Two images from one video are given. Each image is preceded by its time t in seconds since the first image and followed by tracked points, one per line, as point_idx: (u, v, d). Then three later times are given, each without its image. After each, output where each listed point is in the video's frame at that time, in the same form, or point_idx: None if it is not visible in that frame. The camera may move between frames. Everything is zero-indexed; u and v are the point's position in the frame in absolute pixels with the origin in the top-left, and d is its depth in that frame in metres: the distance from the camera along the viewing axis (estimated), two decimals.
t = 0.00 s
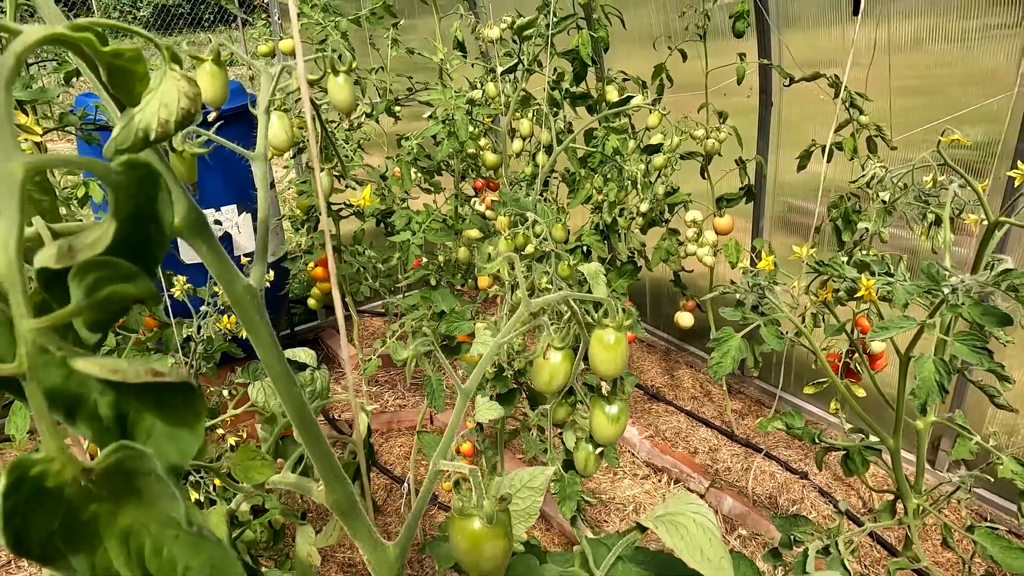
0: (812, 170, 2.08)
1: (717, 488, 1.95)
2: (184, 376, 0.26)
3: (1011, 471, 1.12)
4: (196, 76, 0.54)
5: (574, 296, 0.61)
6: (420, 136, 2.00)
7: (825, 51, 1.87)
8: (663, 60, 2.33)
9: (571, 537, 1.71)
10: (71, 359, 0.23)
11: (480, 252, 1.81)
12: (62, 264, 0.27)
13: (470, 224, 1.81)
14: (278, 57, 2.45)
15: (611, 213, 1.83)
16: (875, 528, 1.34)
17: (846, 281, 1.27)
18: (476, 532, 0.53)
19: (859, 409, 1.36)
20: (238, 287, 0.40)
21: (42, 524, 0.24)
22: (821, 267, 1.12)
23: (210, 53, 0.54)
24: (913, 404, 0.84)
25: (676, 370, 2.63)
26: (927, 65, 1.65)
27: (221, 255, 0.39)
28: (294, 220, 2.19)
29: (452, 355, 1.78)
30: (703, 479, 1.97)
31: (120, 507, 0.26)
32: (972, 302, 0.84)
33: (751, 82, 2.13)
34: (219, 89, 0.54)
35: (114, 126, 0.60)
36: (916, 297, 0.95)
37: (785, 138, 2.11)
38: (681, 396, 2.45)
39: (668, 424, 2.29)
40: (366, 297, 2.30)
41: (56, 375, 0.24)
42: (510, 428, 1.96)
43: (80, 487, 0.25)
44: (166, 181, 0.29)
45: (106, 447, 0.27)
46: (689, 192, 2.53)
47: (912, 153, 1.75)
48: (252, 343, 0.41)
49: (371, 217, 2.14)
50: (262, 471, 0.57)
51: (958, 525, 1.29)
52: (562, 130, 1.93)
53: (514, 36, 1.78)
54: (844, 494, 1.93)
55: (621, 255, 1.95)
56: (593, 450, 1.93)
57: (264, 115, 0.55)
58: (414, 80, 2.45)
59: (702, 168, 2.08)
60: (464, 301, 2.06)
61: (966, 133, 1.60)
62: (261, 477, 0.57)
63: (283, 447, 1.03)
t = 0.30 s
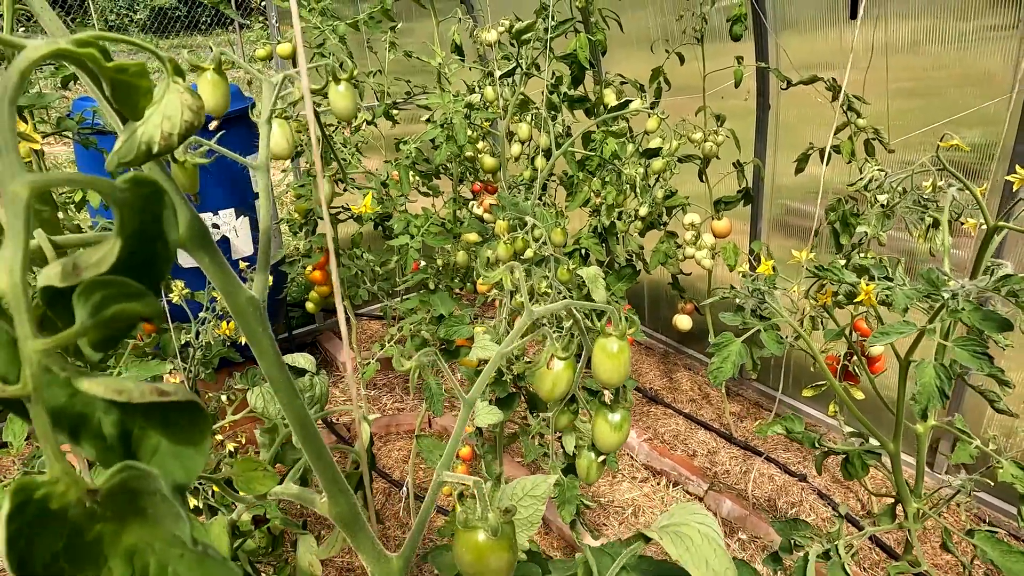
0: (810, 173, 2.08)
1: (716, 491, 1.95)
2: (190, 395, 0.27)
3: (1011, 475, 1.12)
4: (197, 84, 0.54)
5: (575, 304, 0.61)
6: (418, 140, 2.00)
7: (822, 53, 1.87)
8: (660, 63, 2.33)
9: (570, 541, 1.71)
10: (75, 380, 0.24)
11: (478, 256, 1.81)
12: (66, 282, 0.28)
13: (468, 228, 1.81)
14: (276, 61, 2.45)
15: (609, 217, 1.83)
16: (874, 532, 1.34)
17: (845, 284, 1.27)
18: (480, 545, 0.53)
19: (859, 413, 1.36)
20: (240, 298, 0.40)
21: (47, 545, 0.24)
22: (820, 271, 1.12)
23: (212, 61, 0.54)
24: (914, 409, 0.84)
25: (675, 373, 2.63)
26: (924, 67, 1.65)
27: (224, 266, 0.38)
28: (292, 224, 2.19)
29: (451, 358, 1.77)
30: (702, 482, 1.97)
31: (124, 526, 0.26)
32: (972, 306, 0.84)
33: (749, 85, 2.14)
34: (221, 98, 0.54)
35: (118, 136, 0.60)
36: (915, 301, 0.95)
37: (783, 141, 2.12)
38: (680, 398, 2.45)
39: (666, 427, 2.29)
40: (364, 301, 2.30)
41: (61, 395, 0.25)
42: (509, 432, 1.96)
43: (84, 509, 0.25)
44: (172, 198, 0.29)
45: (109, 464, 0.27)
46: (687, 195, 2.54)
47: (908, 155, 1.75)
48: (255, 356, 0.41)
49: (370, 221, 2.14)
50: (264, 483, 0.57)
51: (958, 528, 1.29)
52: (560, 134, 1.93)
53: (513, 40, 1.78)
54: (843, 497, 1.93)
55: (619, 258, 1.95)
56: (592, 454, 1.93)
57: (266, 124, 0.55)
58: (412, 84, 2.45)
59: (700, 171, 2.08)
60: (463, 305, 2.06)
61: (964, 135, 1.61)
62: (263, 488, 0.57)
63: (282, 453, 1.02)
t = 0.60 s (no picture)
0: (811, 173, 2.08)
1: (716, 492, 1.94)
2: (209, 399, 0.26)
3: (1017, 475, 1.11)
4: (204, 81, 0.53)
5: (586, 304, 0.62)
6: (418, 140, 1.99)
7: (823, 54, 1.87)
8: (660, 63, 2.33)
9: (572, 543, 1.70)
10: (91, 382, 0.23)
11: (479, 256, 1.81)
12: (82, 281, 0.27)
13: (469, 228, 1.80)
14: (275, 61, 2.44)
15: (609, 217, 1.82)
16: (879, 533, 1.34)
17: (849, 284, 1.26)
18: (496, 549, 0.53)
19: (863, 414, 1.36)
20: (250, 298, 0.39)
21: (63, 552, 0.24)
22: (827, 271, 1.12)
23: (219, 58, 0.53)
24: (924, 410, 0.83)
25: (675, 373, 2.62)
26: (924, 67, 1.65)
27: (235, 266, 0.38)
28: (292, 224, 2.18)
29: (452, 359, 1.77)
30: (702, 482, 1.97)
31: (141, 532, 0.25)
32: (982, 307, 0.83)
33: (749, 85, 2.13)
34: (229, 96, 0.53)
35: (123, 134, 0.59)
36: (922, 301, 0.94)
37: (783, 140, 2.11)
38: (679, 399, 2.45)
39: (667, 428, 2.28)
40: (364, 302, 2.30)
41: (75, 398, 0.24)
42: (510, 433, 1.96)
43: (101, 516, 0.24)
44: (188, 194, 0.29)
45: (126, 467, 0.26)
46: (687, 195, 2.53)
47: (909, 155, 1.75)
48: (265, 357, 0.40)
49: (370, 221, 2.13)
50: (273, 486, 0.56)
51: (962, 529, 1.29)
52: (561, 134, 1.93)
53: (513, 39, 1.78)
54: (843, 498, 1.93)
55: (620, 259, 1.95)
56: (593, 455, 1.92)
57: (275, 122, 0.54)
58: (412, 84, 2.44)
59: (700, 171, 2.08)
60: (464, 306, 2.05)
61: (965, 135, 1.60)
62: (272, 491, 0.56)
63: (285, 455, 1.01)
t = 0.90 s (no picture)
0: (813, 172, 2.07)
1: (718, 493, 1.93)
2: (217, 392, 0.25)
3: None
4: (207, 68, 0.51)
5: (601, 298, 0.62)
6: (419, 139, 1.98)
7: (825, 52, 1.85)
8: (661, 62, 2.31)
9: (574, 544, 1.68)
10: (92, 373, 0.22)
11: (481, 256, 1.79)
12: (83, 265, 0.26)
13: (470, 227, 1.78)
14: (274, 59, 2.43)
15: (610, 216, 1.81)
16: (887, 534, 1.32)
17: (857, 283, 1.25)
18: (513, 551, 0.51)
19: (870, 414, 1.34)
20: (256, 290, 0.37)
21: (57, 557, 0.22)
22: (838, 268, 1.11)
23: (223, 44, 0.51)
24: (940, 410, 0.82)
25: (675, 373, 2.61)
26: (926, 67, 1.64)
27: (240, 256, 0.36)
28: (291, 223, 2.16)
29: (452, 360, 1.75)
30: (704, 483, 1.95)
31: (144, 534, 0.24)
32: (998, 304, 0.82)
33: (750, 84, 2.12)
34: (233, 85, 0.51)
35: (124, 127, 0.57)
36: (934, 299, 0.93)
37: (786, 139, 2.10)
38: (680, 399, 2.43)
39: (667, 428, 2.27)
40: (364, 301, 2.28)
41: (76, 390, 0.23)
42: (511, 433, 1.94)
43: (102, 517, 0.23)
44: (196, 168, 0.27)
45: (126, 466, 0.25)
46: (688, 195, 2.52)
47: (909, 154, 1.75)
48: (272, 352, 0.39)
49: (371, 220, 2.12)
50: (278, 486, 0.54)
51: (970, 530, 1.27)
52: (563, 133, 1.91)
53: (515, 37, 1.76)
54: (846, 498, 1.91)
55: (621, 258, 1.93)
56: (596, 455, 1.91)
57: (280, 111, 0.52)
58: (412, 82, 2.43)
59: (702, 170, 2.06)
60: (465, 306, 2.03)
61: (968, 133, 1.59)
62: (277, 492, 0.54)
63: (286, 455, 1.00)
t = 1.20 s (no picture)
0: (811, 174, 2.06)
1: (717, 496, 1.92)
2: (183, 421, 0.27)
3: None
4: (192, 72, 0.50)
5: (596, 307, 0.61)
6: (417, 141, 1.96)
7: (824, 54, 1.84)
8: (660, 64, 2.30)
9: (572, 549, 1.67)
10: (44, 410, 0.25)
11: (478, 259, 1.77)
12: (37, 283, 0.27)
13: (467, 230, 1.77)
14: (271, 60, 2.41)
15: (608, 219, 1.79)
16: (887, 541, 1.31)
17: (856, 287, 1.24)
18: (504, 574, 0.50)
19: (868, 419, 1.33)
20: (239, 303, 0.36)
21: None
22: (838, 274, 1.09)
23: (208, 48, 0.50)
24: (941, 418, 0.81)
25: (674, 376, 2.60)
26: (924, 69, 1.63)
27: (221, 267, 0.35)
28: (287, 225, 2.15)
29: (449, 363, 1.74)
30: (702, 487, 1.94)
31: (105, 568, 0.27)
32: (1001, 311, 0.81)
33: (749, 86, 2.11)
34: (218, 90, 0.50)
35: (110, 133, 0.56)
36: (934, 305, 0.92)
37: (784, 141, 2.08)
38: (679, 402, 2.42)
39: (666, 431, 2.26)
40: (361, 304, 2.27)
41: (30, 420, 0.26)
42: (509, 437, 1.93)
43: (62, 554, 0.26)
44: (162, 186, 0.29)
45: (87, 498, 0.27)
46: (686, 197, 2.51)
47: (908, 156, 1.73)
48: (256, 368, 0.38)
49: (367, 222, 2.11)
50: (263, 502, 0.53)
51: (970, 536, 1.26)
52: (561, 135, 1.90)
53: (513, 39, 1.75)
54: (844, 502, 1.90)
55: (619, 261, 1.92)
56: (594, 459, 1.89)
57: (268, 116, 0.51)
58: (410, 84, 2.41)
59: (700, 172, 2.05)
60: (462, 309, 2.02)
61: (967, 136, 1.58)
62: (263, 507, 0.53)
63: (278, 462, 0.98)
